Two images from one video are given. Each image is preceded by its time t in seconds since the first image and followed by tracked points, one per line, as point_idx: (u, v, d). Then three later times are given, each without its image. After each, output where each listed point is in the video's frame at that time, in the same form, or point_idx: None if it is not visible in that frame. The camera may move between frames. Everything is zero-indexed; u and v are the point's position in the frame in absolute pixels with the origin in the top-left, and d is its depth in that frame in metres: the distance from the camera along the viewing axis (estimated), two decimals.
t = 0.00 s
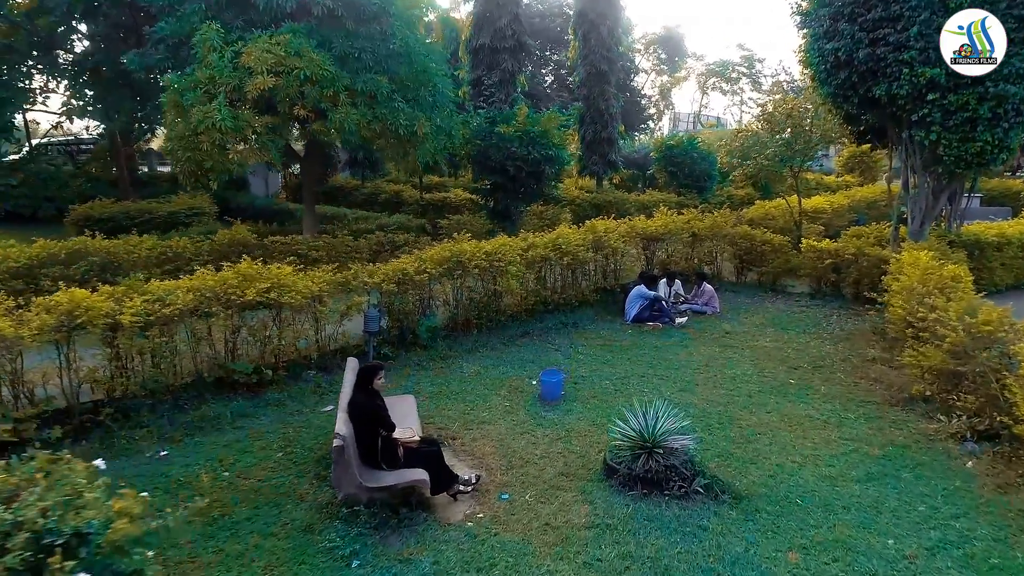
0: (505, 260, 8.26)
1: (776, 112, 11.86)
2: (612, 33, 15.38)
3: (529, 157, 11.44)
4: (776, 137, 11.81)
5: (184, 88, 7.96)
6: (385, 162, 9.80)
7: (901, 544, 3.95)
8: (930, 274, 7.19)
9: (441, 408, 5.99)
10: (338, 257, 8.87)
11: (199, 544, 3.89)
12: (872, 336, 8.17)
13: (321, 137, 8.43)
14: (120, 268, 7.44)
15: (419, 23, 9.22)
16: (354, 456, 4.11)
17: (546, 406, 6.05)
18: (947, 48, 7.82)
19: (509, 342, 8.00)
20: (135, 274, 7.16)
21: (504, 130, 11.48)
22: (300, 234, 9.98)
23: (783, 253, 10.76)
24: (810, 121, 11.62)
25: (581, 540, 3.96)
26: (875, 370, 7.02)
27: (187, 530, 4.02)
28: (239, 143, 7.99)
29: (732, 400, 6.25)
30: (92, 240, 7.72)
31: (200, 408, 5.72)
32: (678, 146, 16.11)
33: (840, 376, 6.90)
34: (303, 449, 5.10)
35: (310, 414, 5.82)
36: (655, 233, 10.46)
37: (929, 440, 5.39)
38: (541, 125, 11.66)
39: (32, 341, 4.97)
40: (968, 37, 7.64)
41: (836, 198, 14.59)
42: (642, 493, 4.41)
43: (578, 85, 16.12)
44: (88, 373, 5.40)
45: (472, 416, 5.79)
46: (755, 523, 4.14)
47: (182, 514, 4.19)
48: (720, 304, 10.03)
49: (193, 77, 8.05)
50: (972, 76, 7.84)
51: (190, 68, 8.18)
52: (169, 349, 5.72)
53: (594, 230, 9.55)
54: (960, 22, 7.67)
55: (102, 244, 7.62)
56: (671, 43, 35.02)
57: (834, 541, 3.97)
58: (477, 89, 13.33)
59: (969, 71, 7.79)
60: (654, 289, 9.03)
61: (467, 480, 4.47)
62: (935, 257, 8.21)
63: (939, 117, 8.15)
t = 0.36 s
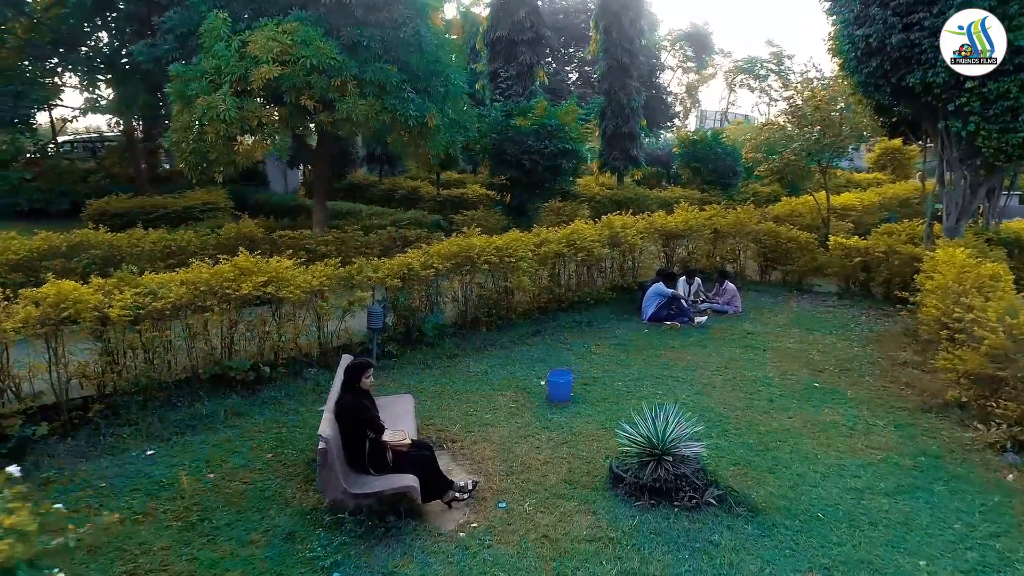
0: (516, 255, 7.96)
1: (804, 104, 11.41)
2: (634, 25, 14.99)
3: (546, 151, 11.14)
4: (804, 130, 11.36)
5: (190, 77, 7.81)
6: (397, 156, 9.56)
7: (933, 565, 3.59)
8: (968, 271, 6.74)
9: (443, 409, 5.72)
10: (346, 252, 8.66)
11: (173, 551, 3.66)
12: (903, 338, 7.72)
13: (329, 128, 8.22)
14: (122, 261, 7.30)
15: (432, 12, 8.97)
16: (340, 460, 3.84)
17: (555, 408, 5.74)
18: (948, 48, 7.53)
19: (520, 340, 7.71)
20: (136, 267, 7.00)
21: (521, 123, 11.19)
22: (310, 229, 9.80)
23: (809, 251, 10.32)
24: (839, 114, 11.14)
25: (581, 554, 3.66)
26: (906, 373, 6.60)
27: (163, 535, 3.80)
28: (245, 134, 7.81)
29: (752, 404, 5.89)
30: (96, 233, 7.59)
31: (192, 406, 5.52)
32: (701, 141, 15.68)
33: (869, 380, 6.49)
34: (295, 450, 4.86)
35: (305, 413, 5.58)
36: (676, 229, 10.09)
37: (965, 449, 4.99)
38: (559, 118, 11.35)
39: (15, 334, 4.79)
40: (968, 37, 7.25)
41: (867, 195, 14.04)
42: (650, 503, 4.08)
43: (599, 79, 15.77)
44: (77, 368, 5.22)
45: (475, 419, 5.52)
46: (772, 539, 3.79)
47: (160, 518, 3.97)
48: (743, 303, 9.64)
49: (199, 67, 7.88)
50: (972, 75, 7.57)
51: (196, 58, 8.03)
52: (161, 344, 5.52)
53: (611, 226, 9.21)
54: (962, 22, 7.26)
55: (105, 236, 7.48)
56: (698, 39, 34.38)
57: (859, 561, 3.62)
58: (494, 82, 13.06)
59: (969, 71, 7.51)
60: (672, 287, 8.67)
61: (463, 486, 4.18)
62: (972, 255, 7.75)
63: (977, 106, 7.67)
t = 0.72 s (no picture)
0: (535, 251, 7.72)
1: (839, 97, 10.95)
2: (664, 17, 14.62)
3: (570, 145, 10.89)
4: (839, 123, 10.90)
5: (206, 69, 7.75)
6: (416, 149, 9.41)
7: None
8: (1016, 269, 6.29)
9: (452, 407, 5.51)
10: (363, 246, 8.52)
11: (157, 551, 3.50)
12: (943, 341, 7.29)
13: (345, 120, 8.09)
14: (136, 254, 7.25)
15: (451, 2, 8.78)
16: (332, 460, 3.65)
17: (569, 408, 5.50)
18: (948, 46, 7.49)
19: (537, 338, 7.46)
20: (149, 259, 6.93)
21: (545, 117, 10.96)
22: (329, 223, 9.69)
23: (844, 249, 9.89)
24: (877, 107, 10.66)
25: (584, 566, 3.41)
26: (947, 378, 6.19)
27: (149, 533, 3.66)
28: (260, 126, 7.72)
29: (778, 407, 5.57)
30: (111, 225, 7.55)
31: (195, 400, 5.40)
32: (733, 137, 15.26)
33: (905, 384, 6.11)
34: (295, 448, 4.70)
35: (310, 409, 5.41)
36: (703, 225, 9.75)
37: (1010, 461, 4.61)
38: (584, 112, 11.09)
39: (13, 325, 4.71)
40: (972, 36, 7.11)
41: (907, 192, 13.47)
42: (662, 512, 3.81)
43: (628, 73, 15.44)
44: (80, 360, 5.13)
45: (484, 418, 5.30)
46: (794, 555, 3.50)
47: (148, 516, 3.83)
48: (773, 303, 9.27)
49: (215, 58, 7.81)
50: (972, 75, 7.58)
51: (213, 50, 7.97)
52: (165, 337, 5.40)
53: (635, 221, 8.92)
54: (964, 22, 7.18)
55: (120, 228, 7.44)
56: (733, 35, 33.70)
57: None
58: (519, 75, 12.83)
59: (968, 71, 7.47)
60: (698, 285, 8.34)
61: (464, 489, 3.96)
62: (1019, 253, 7.28)
63: None
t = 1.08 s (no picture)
0: (556, 245, 7.55)
1: (879, 89, 10.53)
2: (698, 9, 14.29)
3: (597, 139, 10.68)
4: (879, 116, 10.49)
5: (230, 61, 7.76)
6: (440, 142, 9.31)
7: None
8: None
9: (465, 402, 5.38)
10: (384, 239, 8.44)
11: (151, 541, 3.44)
12: (987, 342, 6.90)
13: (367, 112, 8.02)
14: (158, 244, 7.28)
15: None
16: (330, 452, 3.54)
17: (584, 405, 5.32)
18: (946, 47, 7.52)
19: (557, 334, 7.29)
20: (169, 250, 6.93)
21: (572, 110, 10.78)
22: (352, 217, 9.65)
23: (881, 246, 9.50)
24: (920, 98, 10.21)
25: (587, 568, 3.24)
26: (989, 380, 5.84)
27: (146, 523, 3.60)
28: (282, 118, 7.70)
29: (805, 408, 5.31)
30: (135, 216, 7.60)
31: (206, 390, 5.36)
32: (769, 132, 14.85)
33: (944, 387, 5.77)
34: (301, 440, 4.61)
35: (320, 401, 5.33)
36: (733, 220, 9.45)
37: None
38: (612, 105, 10.87)
39: (24, 311, 4.72)
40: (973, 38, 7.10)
41: (951, 189, 12.93)
42: (674, 514, 3.61)
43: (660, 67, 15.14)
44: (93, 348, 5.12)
45: (497, 414, 5.15)
46: (812, 563, 3.27)
47: (147, 505, 3.78)
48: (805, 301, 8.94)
49: (239, 50, 7.82)
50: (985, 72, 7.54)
51: (238, 42, 7.98)
52: (177, 326, 5.38)
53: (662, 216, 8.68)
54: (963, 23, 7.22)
55: (144, 219, 7.49)
56: (773, 31, 32.98)
57: None
58: (547, 69, 12.66)
59: (967, 72, 7.57)
60: (726, 281, 8.08)
61: (467, 486, 3.82)
62: None
63: None
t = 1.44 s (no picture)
0: (581, 237, 7.43)
1: (924, 80, 10.13)
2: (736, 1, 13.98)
3: (628, 132, 10.52)
4: (923, 107, 10.09)
5: (259, 54, 7.85)
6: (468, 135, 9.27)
7: None
8: None
9: (480, 392, 5.30)
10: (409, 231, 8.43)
11: (155, 521, 3.44)
12: None
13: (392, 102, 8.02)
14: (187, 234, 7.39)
15: None
16: (334, 436, 3.50)
17: (603, 398, 5.20)
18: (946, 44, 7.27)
19: (581, 328, 7.17)
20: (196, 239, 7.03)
21: (603, 103, 10.64)
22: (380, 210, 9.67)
23: (923, 242, 9.13)
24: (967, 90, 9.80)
25: (590, 561, 3.13)
26: None
27: (152, 503, 3.61)
28: (309, 108, 7.75)
29: (834, 406, 5.09)
30: (165, 206, 7.73)
31: (224, 376, 5.40)
32: (809, 127, 14.44)
33: (986, 387, 5.48)
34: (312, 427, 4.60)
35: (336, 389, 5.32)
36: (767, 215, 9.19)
37: None
38: (644, 98, 10.70)
39: (47, 294, 4.80)
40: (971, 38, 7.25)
41: (1002, 185, 12.37)
42: (685, 509, 3.48)
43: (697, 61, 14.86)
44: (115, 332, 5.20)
45: (512, 404, 5.07)
46: (829, 563, 3.11)
47: (155, 486, 3.80)
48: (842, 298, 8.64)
49: (268, 42, 7.90)
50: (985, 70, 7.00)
51: (268, 34, 8.07)
52: (196, 312, 5.41)
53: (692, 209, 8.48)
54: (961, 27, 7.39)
55: (174, 209, 7.61)
56: (819, 27, 32.13)
57: None
58: (580, 63, 12.52)
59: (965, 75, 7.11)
60: (757, 276, 7.85)
61: (473, 475, 3.75)
62: None
63: None
